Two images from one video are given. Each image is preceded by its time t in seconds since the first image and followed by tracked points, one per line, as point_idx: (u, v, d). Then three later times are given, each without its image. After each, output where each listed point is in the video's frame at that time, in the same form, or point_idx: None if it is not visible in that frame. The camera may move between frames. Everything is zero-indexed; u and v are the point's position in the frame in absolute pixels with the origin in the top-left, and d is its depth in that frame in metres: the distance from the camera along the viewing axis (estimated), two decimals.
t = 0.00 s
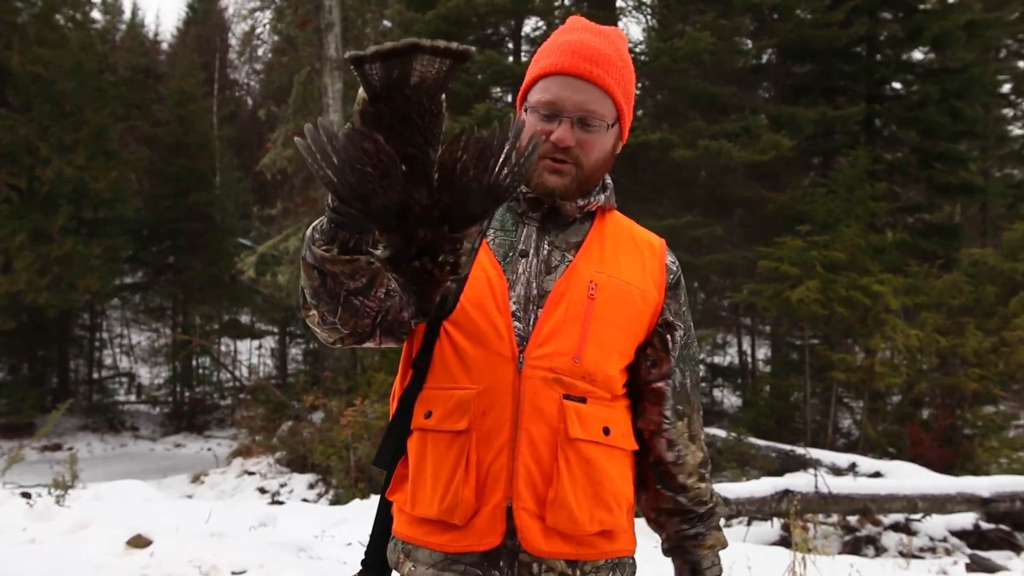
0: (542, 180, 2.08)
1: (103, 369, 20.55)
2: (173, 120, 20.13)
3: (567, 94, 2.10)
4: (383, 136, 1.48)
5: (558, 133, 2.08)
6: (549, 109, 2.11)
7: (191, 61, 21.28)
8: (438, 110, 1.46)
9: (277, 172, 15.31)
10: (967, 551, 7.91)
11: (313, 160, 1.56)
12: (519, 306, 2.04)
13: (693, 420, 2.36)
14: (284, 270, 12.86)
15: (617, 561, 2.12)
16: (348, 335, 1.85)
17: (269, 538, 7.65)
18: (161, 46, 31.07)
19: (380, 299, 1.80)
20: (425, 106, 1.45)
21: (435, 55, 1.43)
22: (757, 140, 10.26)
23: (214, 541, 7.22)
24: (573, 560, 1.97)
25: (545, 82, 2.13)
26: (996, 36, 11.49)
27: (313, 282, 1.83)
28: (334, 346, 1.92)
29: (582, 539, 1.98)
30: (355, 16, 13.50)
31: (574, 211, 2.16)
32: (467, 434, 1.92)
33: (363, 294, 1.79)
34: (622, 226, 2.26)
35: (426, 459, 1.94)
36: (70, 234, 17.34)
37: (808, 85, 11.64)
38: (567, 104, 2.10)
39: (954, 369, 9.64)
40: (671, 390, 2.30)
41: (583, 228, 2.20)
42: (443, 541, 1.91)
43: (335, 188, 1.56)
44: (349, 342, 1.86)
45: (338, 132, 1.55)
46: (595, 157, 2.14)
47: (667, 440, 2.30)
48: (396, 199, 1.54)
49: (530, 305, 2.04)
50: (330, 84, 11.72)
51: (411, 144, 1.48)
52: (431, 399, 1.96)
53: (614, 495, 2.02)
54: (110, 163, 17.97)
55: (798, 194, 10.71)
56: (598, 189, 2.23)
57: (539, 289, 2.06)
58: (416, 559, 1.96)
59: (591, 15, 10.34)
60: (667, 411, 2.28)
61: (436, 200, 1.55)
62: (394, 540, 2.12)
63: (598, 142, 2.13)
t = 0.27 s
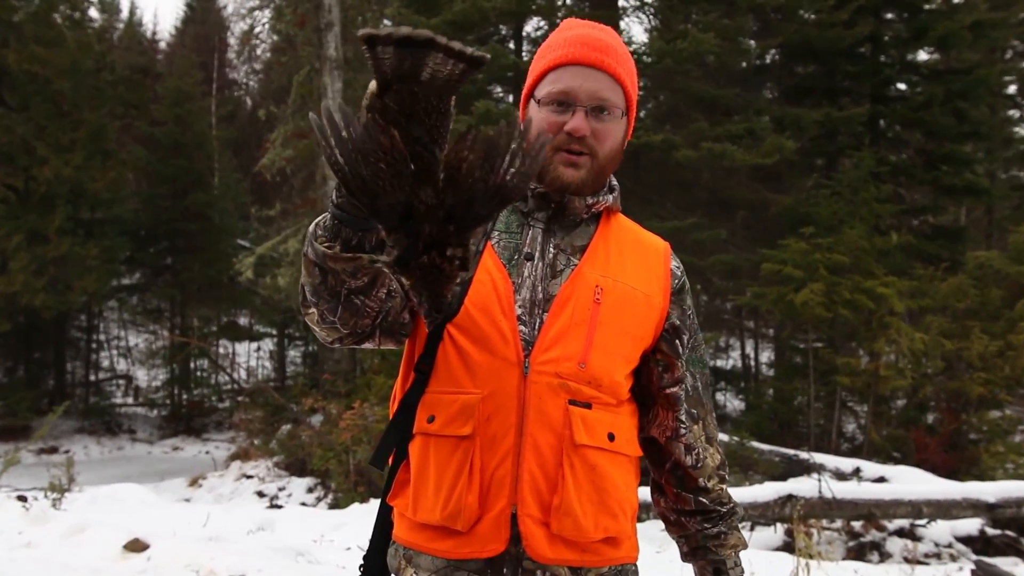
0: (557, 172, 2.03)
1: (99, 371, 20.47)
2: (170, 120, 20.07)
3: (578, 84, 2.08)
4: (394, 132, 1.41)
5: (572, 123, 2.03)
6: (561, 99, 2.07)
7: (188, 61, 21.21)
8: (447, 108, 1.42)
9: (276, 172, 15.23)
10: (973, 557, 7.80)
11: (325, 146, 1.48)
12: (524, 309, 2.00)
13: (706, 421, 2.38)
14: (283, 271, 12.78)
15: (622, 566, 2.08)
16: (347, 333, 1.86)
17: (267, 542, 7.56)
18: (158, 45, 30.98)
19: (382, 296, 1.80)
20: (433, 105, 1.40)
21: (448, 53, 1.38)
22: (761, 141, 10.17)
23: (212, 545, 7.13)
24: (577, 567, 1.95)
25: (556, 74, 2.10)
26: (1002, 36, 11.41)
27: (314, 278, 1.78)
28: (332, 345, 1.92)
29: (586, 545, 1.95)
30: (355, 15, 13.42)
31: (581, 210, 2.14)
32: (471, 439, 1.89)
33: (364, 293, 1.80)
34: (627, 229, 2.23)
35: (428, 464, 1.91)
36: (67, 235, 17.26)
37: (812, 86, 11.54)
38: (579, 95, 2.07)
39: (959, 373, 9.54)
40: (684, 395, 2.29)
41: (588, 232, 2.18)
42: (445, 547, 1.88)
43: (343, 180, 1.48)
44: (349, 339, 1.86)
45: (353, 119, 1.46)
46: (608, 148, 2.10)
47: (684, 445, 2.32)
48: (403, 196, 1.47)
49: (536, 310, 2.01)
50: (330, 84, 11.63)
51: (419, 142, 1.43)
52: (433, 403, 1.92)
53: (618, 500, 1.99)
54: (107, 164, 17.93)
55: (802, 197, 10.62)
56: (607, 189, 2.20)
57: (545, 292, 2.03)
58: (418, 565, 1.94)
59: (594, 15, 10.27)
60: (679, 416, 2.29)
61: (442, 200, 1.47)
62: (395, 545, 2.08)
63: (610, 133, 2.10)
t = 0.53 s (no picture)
0: (558, 160, 2.03)
1: (95, 371, 20.39)
2: (168, 118, 19.98)
3: (577, 73, 2.06)
4: (399, 143, 1.41)
5: (571, 111, 2.03)
6: (559, 88, 2.06)
7: (186, 59, 21.13)
8: (452, 120, 1.40)
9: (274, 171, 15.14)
10: (977, 561, 7.71)
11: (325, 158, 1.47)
12: (525, 308, 1.99)
13: (701, 421, 2.21)
14: (280, 271, 12.68)
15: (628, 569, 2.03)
16: (350, 339, 1.87)
17: (264, 545, 7.45)
18: (155, 44, 30.90)
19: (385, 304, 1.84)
20: (439, 114, 1.38)
21: (459, 66, 1.35)
22: (764, 140, 10.07)
23: (208, 547, 7.03)
24: (583, 568, 1.91)
25: (552, 63, 2.09)
26: (1007, 34, 11.32)
27: (316, 286, 1.82)
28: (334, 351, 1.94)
29: (590, 545, 1.92)
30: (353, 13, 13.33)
31: (581, 205, 2.11)
32: (472, 438, 1.87)
33: (367, 300, 1.82)
34: (627, 225, 2.19)
35: (429, 466, 1.89)
36: (63, 235, 17.16)
37: (814, 84, 11.44)
38: (577, 83, 2.06)
39: (964, 374, 9.44)
40: (678, 389, 2.17)
41: (588, 227, 2.15)
42: (448, 548, 1.86)
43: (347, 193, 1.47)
44: (352, 346, 1.89)
45: (357, 134, 1.45)
46: (607, 137, 2.08)
47: (662, 436, 2.16)
48: (409, 208, 1.47)
49: (537, 307, 2.00)
50: (328, 82, 11.54)
51: (424, 153, 1.41)
52: (433, 403, 1.91)
53: (624, 502, 1.94)
54: (104, 163, 17.86)
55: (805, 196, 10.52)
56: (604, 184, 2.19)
57: (545, 290, 2.02)
58: (422, 567, 1.94)
59: (595, 12, 10.19)
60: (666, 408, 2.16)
61: (449, 211, 1.49)
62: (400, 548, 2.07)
63: (610, 119, 2.07)
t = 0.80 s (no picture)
0: (556, 168, 2.26)
1: (91, 377, 20.30)
2: (166, 123, 19.90)
3: (569, 78, 2.29)
4: (383, 165, 1.68)
5: (567, 117, 2.24)
6: (553, 96, 2.28)
7: (184, 63, 21.04)
8: (438, 140, 1.69)
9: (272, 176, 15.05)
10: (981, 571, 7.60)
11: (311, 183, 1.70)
12: (520, 316, 2.23)
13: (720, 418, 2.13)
14: (277, 277, 12.56)
15: None
16: (345, 349, 1.97)
17: (260, 553, 7.36)
18: (152, 47, 30.80)
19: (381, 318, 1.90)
20: (425, 135, 1.67)
21: (442, 90, 1.66)
22: (766, 145, 10.01)
23: (203, 556, 6.94)
24: None
25: (552, 69, 2.31)
26: (1011, 39, 11.24)
27: (313, 297, 1.96)
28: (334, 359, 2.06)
29: (583, 554, 2.09)
30: (352, 17, 13.25)
31: (577, 210, 2.31)
32: (466, 445, 2.10)
33: (362, 311, 1.90)
34: (629, 232, 2.36)
35: (426, 470, 2.14)
36: (59, 240, 17.08)
37: (818, 90, 11.42)
38: (570, 89, 2.29)
39: (967, 382, 9.31)
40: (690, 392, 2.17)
41: (587, 232, 2.37)
42: (444, 555, 2.09)
43: (329, 214, 1.71)
44: (346, 356, 1.98)
45: (341, 156, 1.72)
46: (603, 141, 2.29)
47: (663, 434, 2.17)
48: (391, 228, 1.72)
49: (531, 314, 2.23)
50: (326, 87, 11.47)
51: (408, 174, 1.69)
52: (429, 411, 2.16)
53: (618, 510, 2.11)
54: (100, 168, 17.80)
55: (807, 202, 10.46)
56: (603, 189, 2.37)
57: (540, 298, 2.25)
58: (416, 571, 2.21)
59: (595, 17, 10.15)
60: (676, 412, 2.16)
61: (431, 231, 1.74)
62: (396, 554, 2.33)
63: (605, 123, 2.28)
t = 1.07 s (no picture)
0: (563, 170, 2.35)
1: (87, 377, 20.20)
2: (163, 121, 19.80)
3: (575, 85, 2.36)
4: (363, 186, 1.81)
5: (576, 123, 2.32)
6: (559, 102, 2.35)
7: (181, 61, 20.94)
8: (427, 160, 1.93)
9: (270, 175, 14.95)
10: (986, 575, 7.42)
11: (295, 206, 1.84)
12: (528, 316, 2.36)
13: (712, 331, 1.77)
14: (274, 276, 12.46)
15: None
16: (348, 351, 2.26)
17: (257, 555, 7.28)
18: (149, 46, 30.71)
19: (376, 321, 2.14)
20: (415, 155, 1.91)
21: (427, 113, 1.90)
22: (768, 145, 9.93)
23: (200, 558, 6.86)
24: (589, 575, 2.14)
25: (559, 74, 2.37)
26: (1016, 38, 11.14)
27: (316, 304, 2.22)
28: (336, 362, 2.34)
29: (595, 552, 2.14)
30: (352, 14, 13.17)
31: (583, 211, 2.41)
32: (475, 445, 2.18)
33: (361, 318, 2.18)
34: (635, 226, 2.41)
35: (435, 469, 2.20)
36: (54, 239, 16.98)
37: (821, 89, 11.26)
38: (576, 95, 2.35)
39: (972, 384, 9.22)
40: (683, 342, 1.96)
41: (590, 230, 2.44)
42: (456, 556, 2.16)
43: (314, 238, 1.82)
44: (350, 359, 2.28)
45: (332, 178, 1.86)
46: (612, 142, 2.37)
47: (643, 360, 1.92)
48: (377, 247, 1.83)
49: (538, 315, 2.37)
50: (325, 84, 11.39)
51: (398, 193, 1.89)
52: (438, 412, 2.23)
53: (630, 507, 2.15)
54: (96, 166, 17.71)
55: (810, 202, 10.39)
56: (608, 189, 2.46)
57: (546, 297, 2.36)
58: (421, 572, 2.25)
59: (596, 16, 10.10)
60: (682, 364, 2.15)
61: (418, 251, 1.84)
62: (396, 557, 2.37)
63: (612, 124, 2.36)
